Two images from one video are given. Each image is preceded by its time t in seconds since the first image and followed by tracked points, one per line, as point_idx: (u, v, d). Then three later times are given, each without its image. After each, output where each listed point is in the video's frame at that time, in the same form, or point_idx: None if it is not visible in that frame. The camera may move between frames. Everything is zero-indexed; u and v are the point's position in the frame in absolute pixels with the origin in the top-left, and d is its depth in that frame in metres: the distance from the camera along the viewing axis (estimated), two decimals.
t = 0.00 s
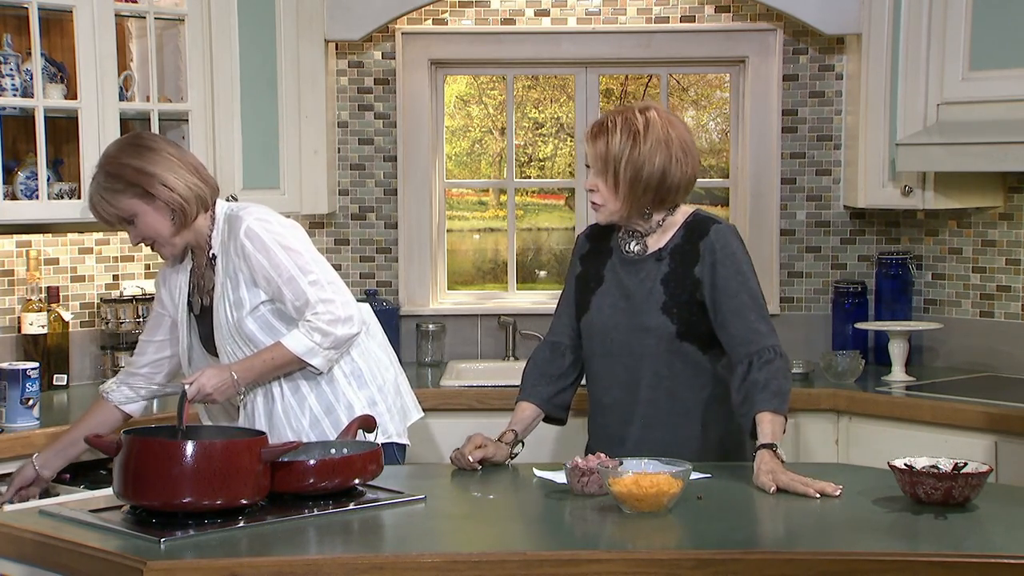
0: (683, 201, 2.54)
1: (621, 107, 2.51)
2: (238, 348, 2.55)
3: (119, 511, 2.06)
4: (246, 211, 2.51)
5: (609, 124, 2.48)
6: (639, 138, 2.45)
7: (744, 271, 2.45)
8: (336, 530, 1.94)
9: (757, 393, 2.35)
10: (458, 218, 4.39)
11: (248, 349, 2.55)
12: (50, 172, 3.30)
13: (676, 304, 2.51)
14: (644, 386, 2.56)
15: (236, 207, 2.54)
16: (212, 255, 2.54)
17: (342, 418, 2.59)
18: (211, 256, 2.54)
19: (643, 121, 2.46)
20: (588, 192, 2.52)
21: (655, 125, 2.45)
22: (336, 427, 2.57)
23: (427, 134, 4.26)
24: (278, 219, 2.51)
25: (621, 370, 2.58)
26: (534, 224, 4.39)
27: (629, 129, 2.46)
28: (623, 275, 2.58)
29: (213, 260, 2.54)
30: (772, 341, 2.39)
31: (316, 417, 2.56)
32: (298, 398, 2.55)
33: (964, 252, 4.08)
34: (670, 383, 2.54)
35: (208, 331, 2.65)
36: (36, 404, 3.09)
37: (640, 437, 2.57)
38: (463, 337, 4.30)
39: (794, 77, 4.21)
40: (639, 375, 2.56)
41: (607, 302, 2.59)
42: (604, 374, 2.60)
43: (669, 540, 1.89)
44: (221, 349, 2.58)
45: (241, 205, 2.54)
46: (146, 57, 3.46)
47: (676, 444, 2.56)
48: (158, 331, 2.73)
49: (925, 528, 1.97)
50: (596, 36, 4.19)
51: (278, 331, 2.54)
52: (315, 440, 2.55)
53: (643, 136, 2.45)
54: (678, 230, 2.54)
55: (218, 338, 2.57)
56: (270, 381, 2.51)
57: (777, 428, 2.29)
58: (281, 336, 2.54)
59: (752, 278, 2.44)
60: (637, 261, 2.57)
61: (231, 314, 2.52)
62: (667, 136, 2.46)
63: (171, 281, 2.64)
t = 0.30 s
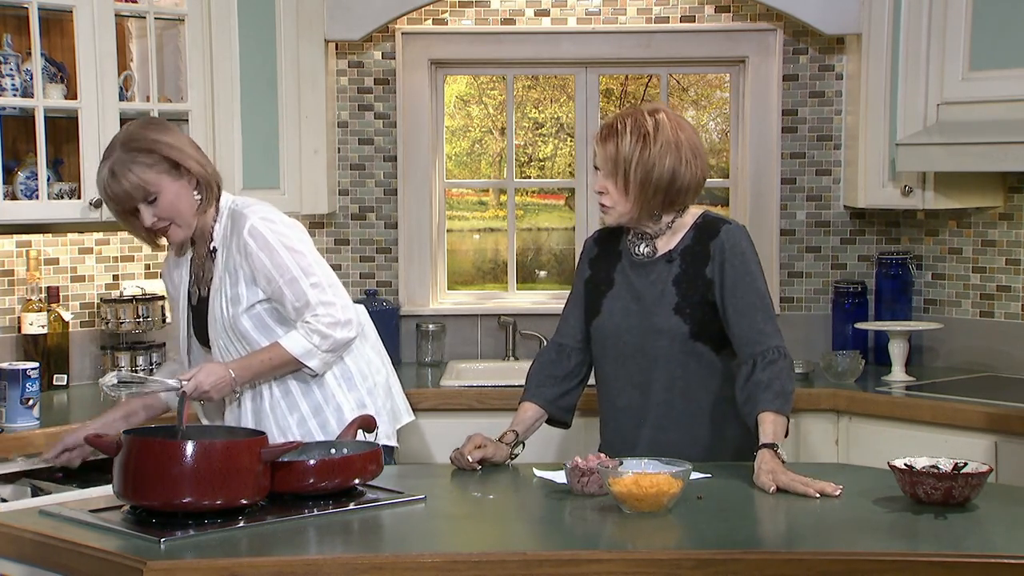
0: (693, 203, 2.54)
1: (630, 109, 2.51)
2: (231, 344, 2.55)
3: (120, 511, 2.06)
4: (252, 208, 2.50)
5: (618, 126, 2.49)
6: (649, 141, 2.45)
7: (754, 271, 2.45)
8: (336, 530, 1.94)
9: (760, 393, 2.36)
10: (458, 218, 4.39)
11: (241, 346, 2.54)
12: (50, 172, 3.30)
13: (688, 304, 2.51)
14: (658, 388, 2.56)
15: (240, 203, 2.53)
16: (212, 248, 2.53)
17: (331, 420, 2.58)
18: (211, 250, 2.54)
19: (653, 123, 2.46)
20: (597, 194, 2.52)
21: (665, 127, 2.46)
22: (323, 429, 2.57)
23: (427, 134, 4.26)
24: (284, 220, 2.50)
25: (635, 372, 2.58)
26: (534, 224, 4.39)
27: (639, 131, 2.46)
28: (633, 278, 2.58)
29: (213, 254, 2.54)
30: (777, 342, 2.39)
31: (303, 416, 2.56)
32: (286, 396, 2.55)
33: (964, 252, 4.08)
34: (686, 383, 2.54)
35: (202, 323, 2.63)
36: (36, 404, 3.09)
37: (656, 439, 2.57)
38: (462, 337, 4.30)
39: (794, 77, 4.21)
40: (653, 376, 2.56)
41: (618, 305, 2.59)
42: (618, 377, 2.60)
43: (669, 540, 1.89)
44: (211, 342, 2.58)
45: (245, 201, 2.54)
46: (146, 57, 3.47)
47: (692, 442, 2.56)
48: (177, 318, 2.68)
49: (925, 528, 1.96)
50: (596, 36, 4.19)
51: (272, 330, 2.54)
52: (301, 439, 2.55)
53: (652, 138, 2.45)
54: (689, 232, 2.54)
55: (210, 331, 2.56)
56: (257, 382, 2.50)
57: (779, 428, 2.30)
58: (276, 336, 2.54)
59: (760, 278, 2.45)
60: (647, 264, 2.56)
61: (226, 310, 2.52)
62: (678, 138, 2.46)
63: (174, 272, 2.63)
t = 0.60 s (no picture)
0: (695, 204, 2.54)
1: (632, 111, 2.52)
2: (221, 337, 2.52)
3: (119, 511, 2.06)
4: (267, 208, 2.48)
5: (621, 127, 2.49)
6: (651, 141, 2.45)
7: (756, 269, 2.45)
8: (336, 530, 1.94)
9: (760, 392, 2.36)
10: (458, 218, 4.40)
11: (231, 341, 2.52)
12: (50, 172, 3.30)
13: (694, 304, 2.52)
14: (665, 388, 2.56)
15: (252, 200, 2.51)
16: (217, 238, 2.51)
17: (311, 422, 2.53)
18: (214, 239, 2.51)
19: (656, 124, 2.46)
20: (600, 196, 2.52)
21: (668, 129, 2.46)
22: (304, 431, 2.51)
23: (427, 134, 4.26)
24: (300, 224, 2.49)
25: (641, 372, 2.58)
26: (534, 224, 4.39)
27: (642, 132, 2.47)
28: (638, 279, 2.58)
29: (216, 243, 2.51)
30: (777, 340, 2.40)
31: (283, 414, 2.51)
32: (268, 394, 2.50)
33: (964, 252, 4.08)
34: (692, 382, 2.54)
35: (190, 310, 2.58)
36: (36, 404, 3.09)
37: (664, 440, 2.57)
38: (462, 337, 4.30)
39: (794, 77, 4.21)
40: (659, 376, 2.56)
41: (624, 307, 2.59)
42: (626, 380, 2.60)
43: (669, 540, 1.89)
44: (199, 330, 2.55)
45: (255, 197, 2.53)
46: (146, 57, 3.47)
47: (698, 442, 2.55)
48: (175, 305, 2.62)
49: (925, 528, 1.96)
50: (596, 36, 4.19)
51: (267, 329, 2.53)
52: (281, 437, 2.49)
53: (654, 139, 2.45)
54: (693, 232, 2.54)
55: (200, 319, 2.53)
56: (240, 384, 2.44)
57: (780, 427, 2.30)
58: (270, 336, 2.53)
59: (762, 276, 2.45)
60: (652, 266, 2.56)
61: (224, 304, 2.48)
62: (681, 140, 2.47)
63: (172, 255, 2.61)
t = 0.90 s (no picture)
0: (700, 203, 2.54)
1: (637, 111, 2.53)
2: (233, 326, 2.47)
3: (119, 511, 2.06)
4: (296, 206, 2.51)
5: (626, 127, 2.50)
6: (655, 142, 2.46)
7: (760, 269, 2.45)
8: (336, 530, 1.94)
9: (762, 392, 2.36)
10: (458, 218, 4.39)
11: (242, 331, 2.48)
12: (51, 172, 3.30)
13: (697, 304, 2.51)
14: (667, 388, 2.56)
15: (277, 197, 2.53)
16: (239, 228, 2.49)
17: (318, 418, 2.52)
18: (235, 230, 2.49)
19: (660, 125, 2.47)
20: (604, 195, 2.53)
21: (672, 129, 2.47)
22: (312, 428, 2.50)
23: (427, 134, 4.26)
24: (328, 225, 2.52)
25: (642, 373, 2.58)
26: (534, 224, 4.39)
27: (646, 133, 2.48)
28: (642, 280, 2.58)
29: (237, 233, 2.49)
30: (780, 341, 2.40)
31: (291, 410, 2.49)
32: (277, 390, 2.49)
33: (964, 252, 4.08)
34: (694, 383, 2.54)
35: (196, 298, 2.51)
36: (36, 404, 3.08)
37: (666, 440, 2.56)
38: (462, 337, 4.30)
39: (794, 77, 4.20)
40: (661, 376, 2.56)
41: (628, 307, 2.59)
42: (629, 379, 2.60)
43: (669, 540, 1.89)
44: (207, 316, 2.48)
45: (278, 195, 2.54)
46: (146, 57, 3.47)
47: (700, 442, 2.55)
48: (160, 290, 2.59)
49: (926, 528, 1.96)
50: (596, 36, 4.19)
51: (278, 325, 2.50)
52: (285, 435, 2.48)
53: (658, 140, 2.46)
54: (697, 233, 2.54)
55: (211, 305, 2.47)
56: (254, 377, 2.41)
57: (781, 428, 2.30)
58: (280, 332, 2.50)
59: (765, 277, 2.45)
60: (656, 266, 2.56)
61: (243, 292, 2.46)
62: (686, 139, 2.47)
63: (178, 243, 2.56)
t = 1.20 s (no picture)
0: (702, 204, 2.54)
1: (641, 110, 2.53)
2: (268, 323, 2.49)
3: (119, 511, 2.06)
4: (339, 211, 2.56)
5: (631, 126, 2.51)
6: (660, 141, 2.46)
7: (762, 271, 2.45)
8: (336, 530, 1.94)
9: (763, 394, 2.36)
10: (458, 218, 4.39)
11: (276, 331, 2.49)
12: (51, 172, 3.30)
13: (698, 305, 2.51)
14: (666, 388, 2.56)
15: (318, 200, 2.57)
16: (280, 228, 2.51)
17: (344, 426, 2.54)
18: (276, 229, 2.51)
19: (664, 124, 2.48)
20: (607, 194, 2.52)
21: (678, 129, 2.48)
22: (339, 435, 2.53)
23: (427, 134, 4.26)
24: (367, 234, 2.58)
25: (641, 372, 2.58)
26: (534, 224, 4.39)
27: (651, 132, 2.48)
28: (642, 279, 2.58)
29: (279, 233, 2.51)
30: (782, 342, 2.40)
31: (319, 418, 2.52)
32: (307, 401, 2.52)
33: (964, 252, 4.08)
34: (694, 384, 2.54)
35: (227, 293, 2.51)
36: (36, 404, 3.08)
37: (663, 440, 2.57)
38: (462, 337, 4.30)
39: (794, 77, 4.20)
40: (661, 377, 2.56)
41: (627, 305, 2.59)
42: (628, 379, 2.60)
43: (669, 540, 1.89)
44: (240, 311, 2.48)
45: (318, 199, 2.58)
46: (146, 57, 3.47)
47: (700, 442, 2.55)
48: (172, 288, 2.60)
49: (925, 528, 1.96)
50: (595, 36, 4.19)
51: (310, 328, 2.53)
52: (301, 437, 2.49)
53: (663, 139, 2.47)
54: (699, 232, 2.54)
55: (245, 302, 2.48)
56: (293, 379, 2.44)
57: (782, 428, 2.30)
58: (311, 335, 2.53)
59: (768, 278, 2.45)
60: (656, 265, 2.56)
61: (282, 291, 2.48)
62: (691, 140, 2.48)
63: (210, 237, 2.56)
